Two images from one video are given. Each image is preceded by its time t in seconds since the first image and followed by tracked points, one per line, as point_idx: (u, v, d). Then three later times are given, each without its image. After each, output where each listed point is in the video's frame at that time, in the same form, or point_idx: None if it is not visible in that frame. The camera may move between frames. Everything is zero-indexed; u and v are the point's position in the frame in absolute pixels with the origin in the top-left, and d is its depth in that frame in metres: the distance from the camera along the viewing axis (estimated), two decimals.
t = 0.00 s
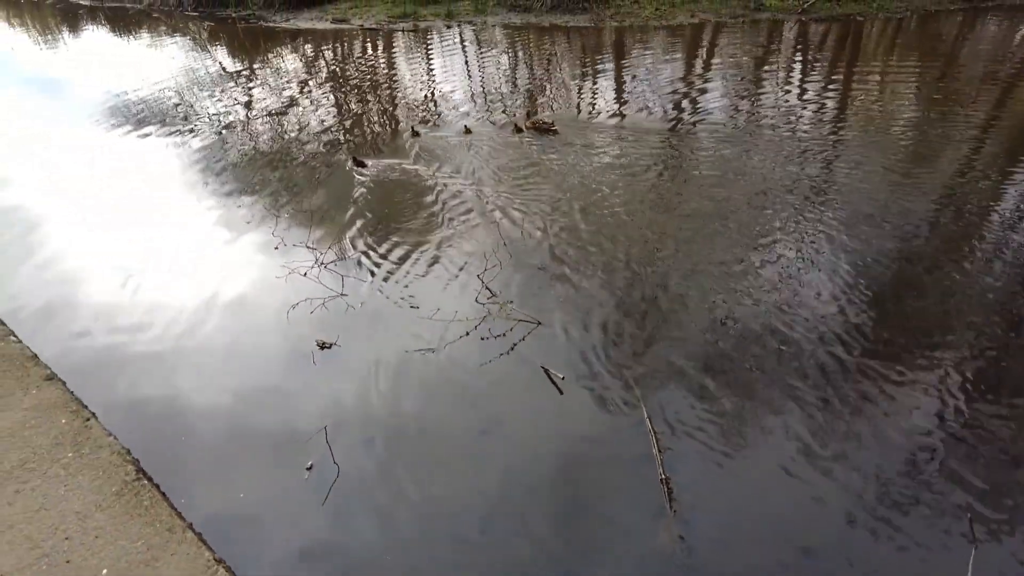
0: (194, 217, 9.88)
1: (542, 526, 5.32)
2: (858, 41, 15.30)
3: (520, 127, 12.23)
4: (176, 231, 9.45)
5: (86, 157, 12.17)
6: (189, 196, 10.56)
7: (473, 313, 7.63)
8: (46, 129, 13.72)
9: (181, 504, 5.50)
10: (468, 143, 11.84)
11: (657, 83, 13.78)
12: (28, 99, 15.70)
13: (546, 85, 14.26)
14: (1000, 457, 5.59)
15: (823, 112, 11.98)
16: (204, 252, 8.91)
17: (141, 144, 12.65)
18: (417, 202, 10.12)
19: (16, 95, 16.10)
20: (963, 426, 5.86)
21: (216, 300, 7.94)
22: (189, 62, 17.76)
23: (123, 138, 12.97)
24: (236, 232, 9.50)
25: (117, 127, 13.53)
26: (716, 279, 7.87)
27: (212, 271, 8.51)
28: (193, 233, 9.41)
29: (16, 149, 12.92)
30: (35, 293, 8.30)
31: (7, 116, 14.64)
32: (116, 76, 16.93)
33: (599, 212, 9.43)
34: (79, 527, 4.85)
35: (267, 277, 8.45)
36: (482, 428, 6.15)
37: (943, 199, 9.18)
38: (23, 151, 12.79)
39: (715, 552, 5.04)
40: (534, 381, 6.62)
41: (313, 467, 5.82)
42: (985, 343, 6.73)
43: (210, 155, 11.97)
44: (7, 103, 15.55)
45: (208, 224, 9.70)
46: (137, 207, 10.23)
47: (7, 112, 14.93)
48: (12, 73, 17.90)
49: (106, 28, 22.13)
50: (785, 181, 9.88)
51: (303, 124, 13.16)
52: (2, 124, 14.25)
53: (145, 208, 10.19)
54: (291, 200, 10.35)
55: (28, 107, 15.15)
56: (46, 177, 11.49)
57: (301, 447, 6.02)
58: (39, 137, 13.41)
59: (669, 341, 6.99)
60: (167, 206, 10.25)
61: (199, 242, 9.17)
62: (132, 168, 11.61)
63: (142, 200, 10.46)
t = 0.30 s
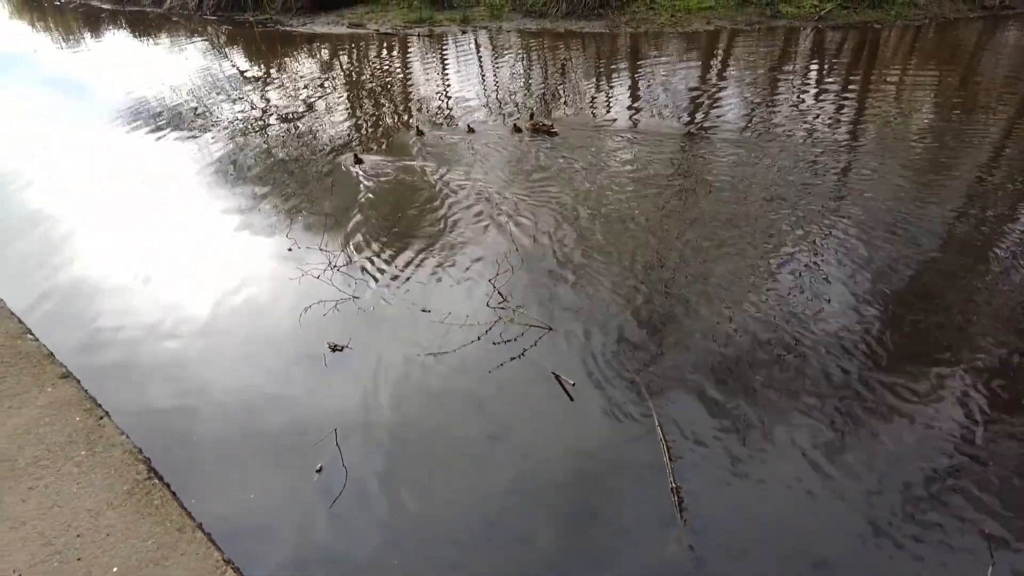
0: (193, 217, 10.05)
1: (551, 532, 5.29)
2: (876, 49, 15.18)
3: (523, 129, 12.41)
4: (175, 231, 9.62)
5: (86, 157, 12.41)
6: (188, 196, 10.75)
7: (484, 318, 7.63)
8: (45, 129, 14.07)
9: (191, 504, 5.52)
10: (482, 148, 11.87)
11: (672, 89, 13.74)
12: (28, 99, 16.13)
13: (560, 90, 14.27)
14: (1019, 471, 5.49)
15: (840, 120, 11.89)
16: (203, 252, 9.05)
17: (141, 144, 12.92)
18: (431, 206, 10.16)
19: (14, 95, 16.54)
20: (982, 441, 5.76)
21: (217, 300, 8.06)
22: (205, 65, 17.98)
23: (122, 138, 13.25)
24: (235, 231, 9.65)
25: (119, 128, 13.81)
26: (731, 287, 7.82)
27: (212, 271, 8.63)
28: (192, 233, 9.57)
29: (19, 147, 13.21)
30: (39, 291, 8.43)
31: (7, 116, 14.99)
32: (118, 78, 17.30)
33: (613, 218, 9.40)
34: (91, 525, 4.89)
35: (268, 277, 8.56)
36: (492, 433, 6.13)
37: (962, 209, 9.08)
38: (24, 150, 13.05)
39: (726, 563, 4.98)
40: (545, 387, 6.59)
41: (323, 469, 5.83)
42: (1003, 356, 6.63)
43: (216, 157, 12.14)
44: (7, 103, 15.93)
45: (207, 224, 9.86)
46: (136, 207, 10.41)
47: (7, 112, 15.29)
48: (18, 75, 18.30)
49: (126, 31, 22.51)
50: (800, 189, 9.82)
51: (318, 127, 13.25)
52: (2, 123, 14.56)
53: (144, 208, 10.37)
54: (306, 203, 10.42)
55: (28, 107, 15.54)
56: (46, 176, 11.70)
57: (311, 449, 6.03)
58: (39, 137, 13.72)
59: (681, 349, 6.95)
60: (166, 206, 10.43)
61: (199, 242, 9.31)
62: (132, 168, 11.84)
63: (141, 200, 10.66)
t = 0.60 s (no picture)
0: (192, 217, 10.10)
1: (556, 537, 5.26)
2: (891, 54, 15.06)
3: (522, 128, 12.54)
4: (175, 231, 9.68)
5: (85, 157, 12.63)
6: (187, 197, 10.81)
7: (492, 321, 7.62)
8: (43, 129, 14.36)
9: (198, 504, 5.53)
10: (492, 151, 11.88)
11: (684, 93, 13.70)
12: (28, 99, 16.47)
13: (571, 94, 14.27)
14: None
15: (853, 125, 11.80)
16: (203, 252, 9.08)
17: (138, 144, 13.09)
18: (440, 208, 10.17)
19: (13, 95, 16.90)
20: (997, 451, 5.67)
21: (218, 301, 8.08)
22: (218, 67, 18.15)
23: (119, 138, 13.46)
24: (235, 231, 9.67)
25: (120, 128, 14.01)
26: (741, 292, 7.76)
27: (212, 271, 8.67)
28: (190, 232, 9.62)
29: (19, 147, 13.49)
30: (40, 290, 8.53)
31: (5, 116, 15.36)
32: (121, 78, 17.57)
33: (623, 223, 9.35)
34: (98, 524, 4.91)
35: (268, 278, 8.58)
36: (498, 438, 6.11)
37: (978, 216, 8.97)
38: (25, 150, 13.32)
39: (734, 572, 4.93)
40: (553, 391, 6.57)
41: (329, 471, 5.83)
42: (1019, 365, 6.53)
43: (218, 158, 12.23)
44: (5, 103, 16.30)
45: (207, 224, 9.90)
46: (135, 207, 10.51)
47: (5, 112, 15.67)
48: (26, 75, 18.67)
49: (141, 33, 22.80)
50: (812, 194, 9.75)
51: (329, 129, 13.30)
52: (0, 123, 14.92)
53: (143, 208, 10.45)
54: (316, 205, 10.45)
55: (26, 107, 15.90)
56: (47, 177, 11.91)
57: (318, 451, 6.04)
58: (37, 135, 14.01)
59: (691, 354, 6.89)
60: (165, 206, 10.51)
61: (199, 242, 9.34)
62: (131, 168, 11.97)
63: (141, 200, 10.74)
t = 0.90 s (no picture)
0: (193, 217, 10.19)
1: (562, 542, 5.23)
2: (906, 59, 14.94)
3: (520, 127, 12.83)
4: (175, 231, 9.78)
5: (87, 157, 12.78)
6: (188, 196, 10.91)
7: (502, 324, 7.61)
8: (45, 129, 14.54)
9: (206, 504, 5.57)
10: (503, 154, 11.90)
11: (697, 97, 13.67)
12: (30, 99, 16.67)
13: (583, 97, 14.27)
14: None
15: (867, 130, 11.73)
16: (203, 252, 9.18)
17: (140, 144, 13.26)
18: (452, 211, 10.20)
19: (19, 95, 17.12)
20: (1011, 462, 5.59)
21: (219, 301, 8.16)
22: (232, 68, 18.33)
23: (121, 139, 13.62)
24: (235, 231, 9.75)
25: (125, 129, 14.16)
26: (752, 298, 7.71)
27: (212, 271, 8.75)
28: (190, 232, 9.73)
29: (24, 146, 13.67)
30: (44, 289, 8.65)
31: (8, 116, 15.54)
32: (127, 79, 17.78)
33: (633, 227, 9.33)
34: (108, 522, 4.95)
35: (270, 278, 8.64)
36: (505, 441, 6.09)
37: (994, 222, 8.87)
38: (29, 149, 13.48)
39: None
40: (561, 395, 6.56)
41: (337, 472, 5.85)
42: None
43: (223, 159, 12.32)
44: (9, 103, 16.50)
45: (207, 224, 9.98)
46: (136, 207, 10.62)
47: (7, 112, 15.85)
48: (34, 75, 18.91)
49: (157, 34, 23.05)
50: (825, 199, 9.69)
51: (342, 132, 13.38)
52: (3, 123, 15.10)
53: (145, 208, 10.56)
54: (328, 207, 10.50)
55: (28, 107, 16.09)
56: (50, 176, 12.07)
57: (326, 452, 6.05)
58: (40, 135, 14.20)
59: (700, 360, 6.86)
60: (166, 206, 10.60)
61: (199, 242, 9.44)
62: (132, 168, 12.11)
63: (141, 200, 10.86)
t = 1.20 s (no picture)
0: (192, 217, 10.26)
1: (571, 544, 5.24)
2: (919, 63, 14.85)
3: (519, 125, 13.09)
4: (174, 231, 9.86)
5: (87, 157, 12.94)
6: (188, 197, 10.99)
7: (511, 326, 7.63)
8: (43, 129, 14.76)
9: (218, 502, 5.61)
10: (513, 156, 11.93)
11: (707, 100, 13.65)
12: (33, 100, 16.89)
13: (593, 100, 14.28)
14: None
15: (878, 133, 11.66)
16: (204, 252, 9.25)
17: (139, 144, 13.40)
18: (462, 212, 10.24)
19: (22, 95, 17.36)
20: None
21: (219, 301, 8.22)
22: (243, 69, 18.46)
23: (121, 139, 13.78)
24: (235, 231, 9.80)
25: (126, 129, 14.32)
26: (763, 302, 7.69)
27: (212, 271, 8.81)
28: (190, 232, 9.80)
29: (23, 146, 13.84)
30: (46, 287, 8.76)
31: (7, 116, 15.75)
32: (131, 80, 17.96)
33: (644, 230, 9.34)
34: (121, 518, 4.99)
35: (272, 278, 8.69)
36: (515, 442, 6.10)
37: (1008, 226, 8.81)
38: (28, 149, 13.66)
39: None
40: (570, 398, 6.56)
41: (347, 472, 5.88)
42: None
43: (222, 159, 12.42)
44: (9, 102, 16.73)
45: (207, 224, 10.05)
46: (137, 207, 10.72)
47: (7, 112, 16.07)
48: (39, 76, 19.14)
49: (169, 35, 23.26)
50: (836, 203, 9.65)
51: (353, 133, 13.44)
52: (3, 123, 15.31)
53: (145, 208, 10.66)
54: (339, 207, 10.56)
55: (28, 107, 16.30)
56: (49, 176, 12.22)
57: (336, 451, 6.09)
58: (39, 135, 14.37)
59: (711, 363, 6.85)
60: (165, 206, 10.69)
61: (199, 242, 9.51)
62: (132, 168, 12.21)
63: (142, 200, 10.96)
